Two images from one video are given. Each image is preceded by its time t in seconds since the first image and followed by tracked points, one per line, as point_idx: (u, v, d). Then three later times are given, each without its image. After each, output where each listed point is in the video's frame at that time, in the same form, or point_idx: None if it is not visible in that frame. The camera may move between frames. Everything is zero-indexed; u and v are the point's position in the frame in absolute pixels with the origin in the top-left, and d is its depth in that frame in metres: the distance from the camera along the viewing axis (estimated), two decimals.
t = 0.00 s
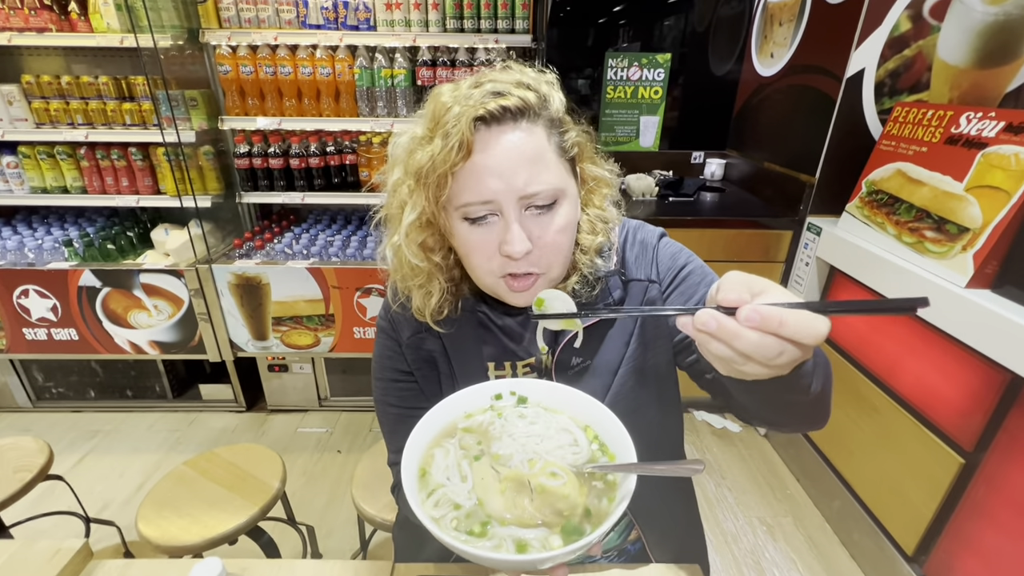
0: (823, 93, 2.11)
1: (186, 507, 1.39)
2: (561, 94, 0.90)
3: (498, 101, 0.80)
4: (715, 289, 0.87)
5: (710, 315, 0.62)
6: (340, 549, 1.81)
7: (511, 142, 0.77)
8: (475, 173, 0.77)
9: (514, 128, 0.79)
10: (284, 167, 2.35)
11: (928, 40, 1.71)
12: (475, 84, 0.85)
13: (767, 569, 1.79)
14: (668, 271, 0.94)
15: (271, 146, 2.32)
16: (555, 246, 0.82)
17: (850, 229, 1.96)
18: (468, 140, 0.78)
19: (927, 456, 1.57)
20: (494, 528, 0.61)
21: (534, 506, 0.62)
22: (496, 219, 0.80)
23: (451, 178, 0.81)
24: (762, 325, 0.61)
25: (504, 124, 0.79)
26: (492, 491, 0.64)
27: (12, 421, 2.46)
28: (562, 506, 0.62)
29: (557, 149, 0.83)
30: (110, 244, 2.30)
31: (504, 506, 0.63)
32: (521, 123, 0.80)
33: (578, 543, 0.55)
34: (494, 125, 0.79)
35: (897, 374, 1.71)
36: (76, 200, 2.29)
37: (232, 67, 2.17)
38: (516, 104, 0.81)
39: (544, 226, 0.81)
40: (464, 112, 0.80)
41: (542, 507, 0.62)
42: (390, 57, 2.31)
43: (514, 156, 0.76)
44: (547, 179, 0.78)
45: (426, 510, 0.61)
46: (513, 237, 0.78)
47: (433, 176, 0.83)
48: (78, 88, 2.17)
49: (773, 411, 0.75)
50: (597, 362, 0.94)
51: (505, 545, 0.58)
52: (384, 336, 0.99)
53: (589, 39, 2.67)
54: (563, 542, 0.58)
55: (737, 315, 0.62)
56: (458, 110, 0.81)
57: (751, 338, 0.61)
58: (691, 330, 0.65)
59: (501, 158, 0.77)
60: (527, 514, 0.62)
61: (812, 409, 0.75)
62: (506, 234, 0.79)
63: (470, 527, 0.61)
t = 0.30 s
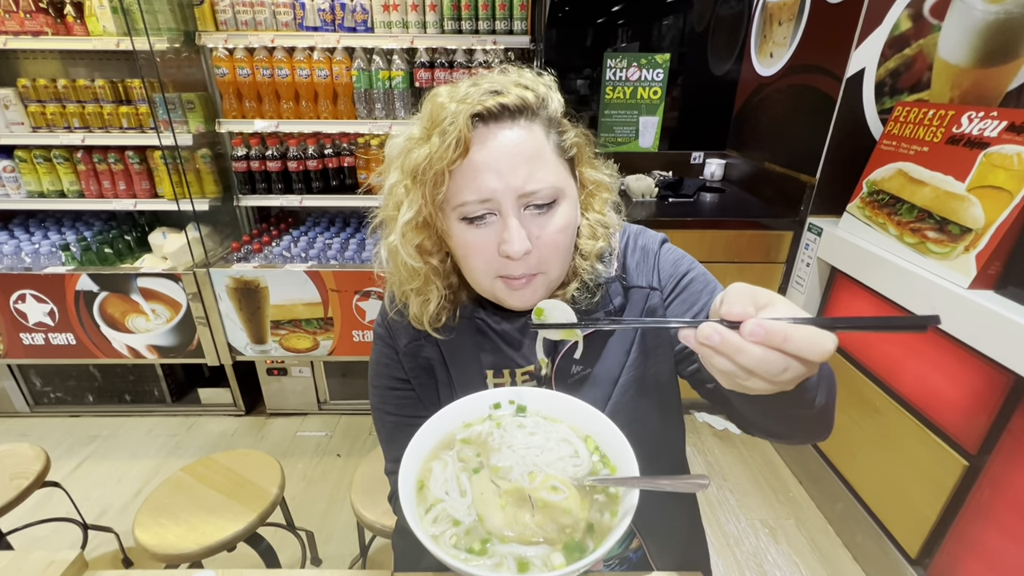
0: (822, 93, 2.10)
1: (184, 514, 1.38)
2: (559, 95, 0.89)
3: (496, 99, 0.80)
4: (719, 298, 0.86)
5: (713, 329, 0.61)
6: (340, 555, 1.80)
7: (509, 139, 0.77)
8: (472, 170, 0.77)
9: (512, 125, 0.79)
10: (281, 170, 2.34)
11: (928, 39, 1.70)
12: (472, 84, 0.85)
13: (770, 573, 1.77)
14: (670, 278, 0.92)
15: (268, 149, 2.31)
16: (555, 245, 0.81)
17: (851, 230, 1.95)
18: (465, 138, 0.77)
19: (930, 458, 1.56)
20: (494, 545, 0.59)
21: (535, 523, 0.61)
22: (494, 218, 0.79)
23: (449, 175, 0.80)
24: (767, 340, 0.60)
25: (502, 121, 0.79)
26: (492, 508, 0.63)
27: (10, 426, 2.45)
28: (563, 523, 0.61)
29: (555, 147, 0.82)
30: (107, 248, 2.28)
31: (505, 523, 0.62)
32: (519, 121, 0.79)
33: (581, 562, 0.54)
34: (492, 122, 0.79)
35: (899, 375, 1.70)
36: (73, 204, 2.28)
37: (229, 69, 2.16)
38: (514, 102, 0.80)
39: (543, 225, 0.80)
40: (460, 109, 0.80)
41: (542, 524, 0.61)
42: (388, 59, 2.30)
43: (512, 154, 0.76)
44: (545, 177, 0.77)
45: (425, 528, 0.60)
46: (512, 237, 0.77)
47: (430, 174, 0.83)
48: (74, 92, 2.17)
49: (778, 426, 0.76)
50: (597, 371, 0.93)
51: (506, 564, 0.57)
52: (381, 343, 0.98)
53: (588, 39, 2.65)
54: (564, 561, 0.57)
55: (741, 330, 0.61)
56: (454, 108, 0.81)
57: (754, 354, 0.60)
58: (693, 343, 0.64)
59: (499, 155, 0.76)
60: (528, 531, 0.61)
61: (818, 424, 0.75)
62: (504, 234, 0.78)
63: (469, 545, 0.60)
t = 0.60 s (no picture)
0: (823, 91, 2.09)
1: (180, 516, 1.36)
2: (568, 93, 0.88)
3: (504, 97, 0.78)
4: (728, 302, 0.87)
5: (707, 380, 0.64)
6: (339, 556, 1.78)
7: (517, 140, 0.75)
8: (478, 173, 0.74)
9: (520, 126, 0.76)
10: (279, 169, 2.33)
11: (932, 36, 1.69)
12: (479, 79, 0.83)
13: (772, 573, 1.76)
14: (679, 281, 0.91)
15: (266, 147, 2.29)
16: (561, 251, 0.80)
17: (854, 228, 1.94)
18: (471, 138, 0.75)
19: (933, 458, 1.54)
20: (497, 542, 0.58)
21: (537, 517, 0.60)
22: (499, 223, 0.77)
23: (453, 177, 0.78)
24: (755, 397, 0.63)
25: (510, 121, 0.77)
26: (492, 504, 0.62)
27: (6, 426, 2.44)
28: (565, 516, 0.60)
29: (564, 149, 0.81)
30: (103, 246, 2.24)
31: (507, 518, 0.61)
32: (527, 121, 0.77)
33: (586, 556, 0.53)
34: (499, 122, 0.77)
35: (903, 375, 1.68)
36: (69, 202, 2.26)
37: (226, 66, 2.14)
38: (522, 100, 0.78)
39: (550, 231, 0.78)
40: (467, 108, 0.78)
41: (545, 518, 0.60)
42: (387, 56, 2.28)
43: (520, 157, 0.74)
44: (554, 182, 0.75)
45: (425, 525, 0.58)
46: (518, 243, 0.75)
47: (434, 175, 0.80)
48: (70, 89, 2.15)
49: (795, 443, 0.73)
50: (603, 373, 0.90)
51: (509, 561, 0.55)
52: (378, 343, 0.97)
53: (587, 38, 2.64)
54: (568, 555, 0.55)
55: (733, 384, 0.64)
56: (460, 107, 0.78)
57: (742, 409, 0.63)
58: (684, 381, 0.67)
59: (506, 158, 0.74)
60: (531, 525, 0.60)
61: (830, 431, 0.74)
62: (510, 240, 0.76)
63: (471, 543, 0.58)
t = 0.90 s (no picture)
0: (824, 91, 2.09)
1: (180, 515, 1.36)
2: (573, 104, 0.89)
3: (508, 103, 0.79)
4: (734, 315, 0.86)
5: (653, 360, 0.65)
6: (339, 555, 1.78)
7: (519, 145, 0.75)
8: (480, 177, 0.74)
9: (523, 131, 0.77)
10: (279, 167, 2.32)
11: (933, 37, 1.69)
12: (482, 89, 0.84)
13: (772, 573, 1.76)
14: (684, 295, 0.93)
15: (266, 146, 2.29)
16: (567, 263, 0.78)
17: (853, 229, 1.94)
18: (473, 141, 0.76)
19: (931, 458, 1.55)
20: (496, 520, 0.60)
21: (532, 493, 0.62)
22: (500, 230, 0.76)
23: (455, 182, 0.78)
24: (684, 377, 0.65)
25: (513, 126, 0.78)
26: (489, 483, 0.64)
27: (4, 425, 2.43)
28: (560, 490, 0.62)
29: (569, 157, 0.82)
30: (102, 245, 2.23)
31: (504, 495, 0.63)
32: (530, 127, 0.78)
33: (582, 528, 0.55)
34: (502, 126, 0.78)
35: (903, 374, 1.67)
36: (68, 201, 2.25)
37: (225, 65, 2.13)
38: (527, 107, 0.80)
39: (554, 239, 0.77)
40: (470, 112, 0.79)
41: (540, 494, 0.62)
42: (387, 55, 2.28)
43: (524, 162, 0.74)
44: (557, 188, 0.75)
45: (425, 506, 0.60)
46: (522, 251, 0.74)
47: (436, 180, 0.80)
48: (69, 87, 2.14)
49: (791, 449, 0.75)
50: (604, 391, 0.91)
51: (510, 536, 0.58)
52: (377, 348, 0.97)
53: (587, 37, 2.63)
54: (566, 528, 0.58)
55: (671, 364, 0.65)
56: (462, 112, 0.80)
57: (672, 387, 0.66)
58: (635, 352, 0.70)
59: (510, 164, 0.74)
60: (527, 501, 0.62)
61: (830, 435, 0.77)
62: (513, 248, 0.75)
63: (472, 521, 0.60)
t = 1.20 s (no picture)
0: (823, 91, 2.09)
1: (180, 512, 1.36)
2: (571, 108, 0.89)
3: (510, 105, 0.80)
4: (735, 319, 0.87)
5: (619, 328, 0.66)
6: (338, 553, 1.78)
7: (522, 146, 0.76)
8: (485, 180, 0.75)
9: (524, 132, 0.78)
10: (279, 165, 2.32)
11: (932, 38, 1.69)
12: (480, 92, 0.85)
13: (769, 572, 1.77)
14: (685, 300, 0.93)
15: (266, 144, 2.29)
16: (576, 260, 0.79)
17: (852, 229, 1.94)
18: (476, 144, 0.77)
19: (929, 458, 1.55)
20: (499, 525, 0.60)
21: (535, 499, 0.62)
22: (508, 233, 0.76)
23: (458, 185, 0.78)
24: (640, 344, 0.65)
25: (514, 129, 0.78)
26: (492, 489, 0.64)
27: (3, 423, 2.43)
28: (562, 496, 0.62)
29: (570, 157, 0.83)
30: (102, 243, 2.26)
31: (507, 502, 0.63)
32: (531, 128, 0.79)
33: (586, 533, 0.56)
34: (504, 128, 0.78)
35: (901, 375, 1.68)
36: (67, 199, 2.25)
37: (226, 63, 2.13)
38: (527, 108, 0.80)
39: (560, 238, 0.77)
40: (470, 116, 0.80)
41: (543, 500, 0.62)
42: (387, 54, 2.29)
43: (526, 162, 0.75)
44: (561, 188, 0.76)
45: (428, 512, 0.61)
46: (531, 252, 0.75)
47: (438, 184, 0.80)
48: (69, 84, 2.14)
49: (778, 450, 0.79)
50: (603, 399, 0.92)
51: (513, 542, 0.58)
52: (376, 349, 0.97)
53: (587, 37, 2.63)
54: (568, 533, 0.58)
55: (631, 331, 0.66)
56: (462, 116, 0.80)
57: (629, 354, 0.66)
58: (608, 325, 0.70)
59: (514, 165, 0.75)
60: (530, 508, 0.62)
61: (820, 433, 0.79)
62: (522, 251, 0.75)
63: (474, 527, 0.60)
